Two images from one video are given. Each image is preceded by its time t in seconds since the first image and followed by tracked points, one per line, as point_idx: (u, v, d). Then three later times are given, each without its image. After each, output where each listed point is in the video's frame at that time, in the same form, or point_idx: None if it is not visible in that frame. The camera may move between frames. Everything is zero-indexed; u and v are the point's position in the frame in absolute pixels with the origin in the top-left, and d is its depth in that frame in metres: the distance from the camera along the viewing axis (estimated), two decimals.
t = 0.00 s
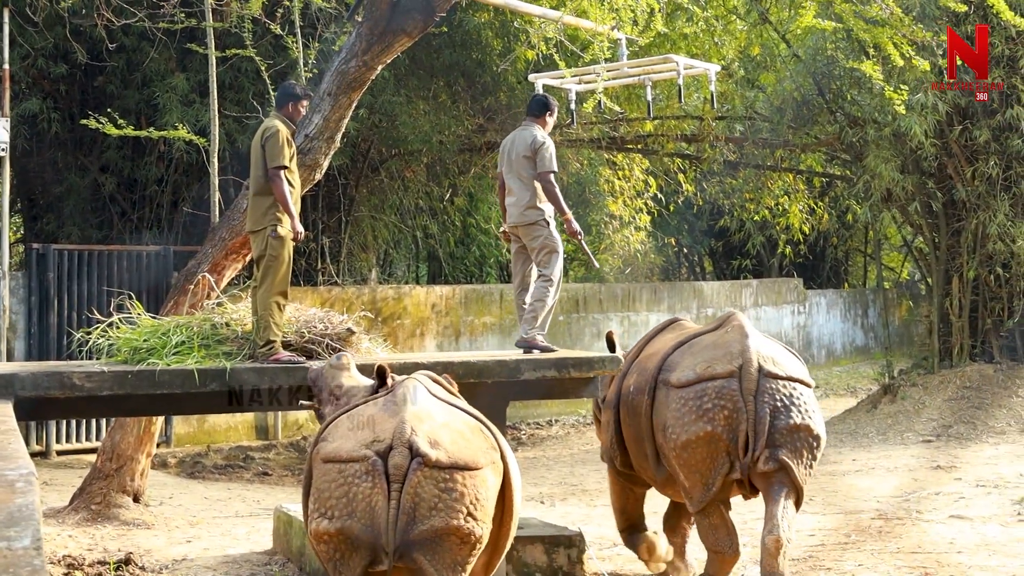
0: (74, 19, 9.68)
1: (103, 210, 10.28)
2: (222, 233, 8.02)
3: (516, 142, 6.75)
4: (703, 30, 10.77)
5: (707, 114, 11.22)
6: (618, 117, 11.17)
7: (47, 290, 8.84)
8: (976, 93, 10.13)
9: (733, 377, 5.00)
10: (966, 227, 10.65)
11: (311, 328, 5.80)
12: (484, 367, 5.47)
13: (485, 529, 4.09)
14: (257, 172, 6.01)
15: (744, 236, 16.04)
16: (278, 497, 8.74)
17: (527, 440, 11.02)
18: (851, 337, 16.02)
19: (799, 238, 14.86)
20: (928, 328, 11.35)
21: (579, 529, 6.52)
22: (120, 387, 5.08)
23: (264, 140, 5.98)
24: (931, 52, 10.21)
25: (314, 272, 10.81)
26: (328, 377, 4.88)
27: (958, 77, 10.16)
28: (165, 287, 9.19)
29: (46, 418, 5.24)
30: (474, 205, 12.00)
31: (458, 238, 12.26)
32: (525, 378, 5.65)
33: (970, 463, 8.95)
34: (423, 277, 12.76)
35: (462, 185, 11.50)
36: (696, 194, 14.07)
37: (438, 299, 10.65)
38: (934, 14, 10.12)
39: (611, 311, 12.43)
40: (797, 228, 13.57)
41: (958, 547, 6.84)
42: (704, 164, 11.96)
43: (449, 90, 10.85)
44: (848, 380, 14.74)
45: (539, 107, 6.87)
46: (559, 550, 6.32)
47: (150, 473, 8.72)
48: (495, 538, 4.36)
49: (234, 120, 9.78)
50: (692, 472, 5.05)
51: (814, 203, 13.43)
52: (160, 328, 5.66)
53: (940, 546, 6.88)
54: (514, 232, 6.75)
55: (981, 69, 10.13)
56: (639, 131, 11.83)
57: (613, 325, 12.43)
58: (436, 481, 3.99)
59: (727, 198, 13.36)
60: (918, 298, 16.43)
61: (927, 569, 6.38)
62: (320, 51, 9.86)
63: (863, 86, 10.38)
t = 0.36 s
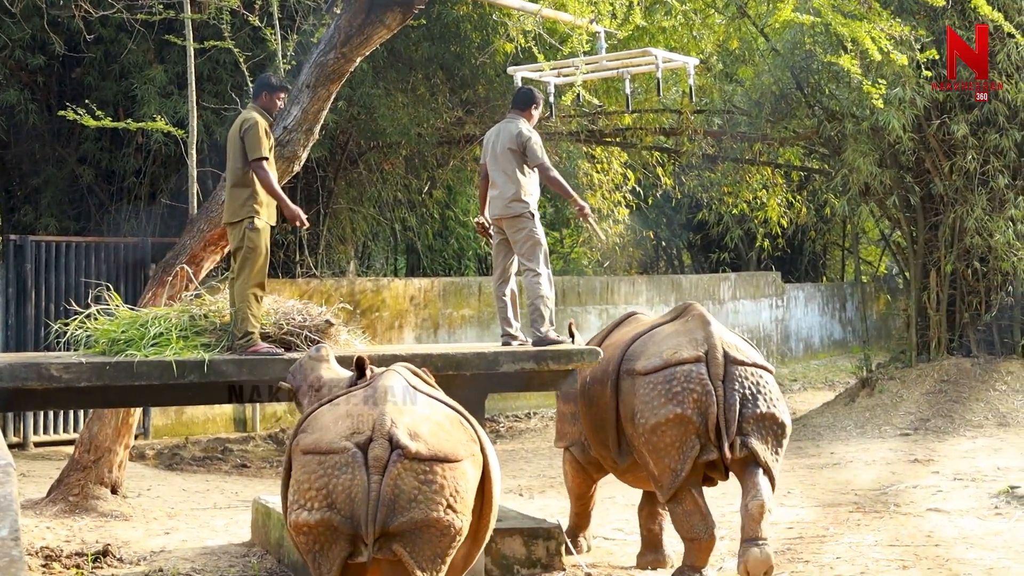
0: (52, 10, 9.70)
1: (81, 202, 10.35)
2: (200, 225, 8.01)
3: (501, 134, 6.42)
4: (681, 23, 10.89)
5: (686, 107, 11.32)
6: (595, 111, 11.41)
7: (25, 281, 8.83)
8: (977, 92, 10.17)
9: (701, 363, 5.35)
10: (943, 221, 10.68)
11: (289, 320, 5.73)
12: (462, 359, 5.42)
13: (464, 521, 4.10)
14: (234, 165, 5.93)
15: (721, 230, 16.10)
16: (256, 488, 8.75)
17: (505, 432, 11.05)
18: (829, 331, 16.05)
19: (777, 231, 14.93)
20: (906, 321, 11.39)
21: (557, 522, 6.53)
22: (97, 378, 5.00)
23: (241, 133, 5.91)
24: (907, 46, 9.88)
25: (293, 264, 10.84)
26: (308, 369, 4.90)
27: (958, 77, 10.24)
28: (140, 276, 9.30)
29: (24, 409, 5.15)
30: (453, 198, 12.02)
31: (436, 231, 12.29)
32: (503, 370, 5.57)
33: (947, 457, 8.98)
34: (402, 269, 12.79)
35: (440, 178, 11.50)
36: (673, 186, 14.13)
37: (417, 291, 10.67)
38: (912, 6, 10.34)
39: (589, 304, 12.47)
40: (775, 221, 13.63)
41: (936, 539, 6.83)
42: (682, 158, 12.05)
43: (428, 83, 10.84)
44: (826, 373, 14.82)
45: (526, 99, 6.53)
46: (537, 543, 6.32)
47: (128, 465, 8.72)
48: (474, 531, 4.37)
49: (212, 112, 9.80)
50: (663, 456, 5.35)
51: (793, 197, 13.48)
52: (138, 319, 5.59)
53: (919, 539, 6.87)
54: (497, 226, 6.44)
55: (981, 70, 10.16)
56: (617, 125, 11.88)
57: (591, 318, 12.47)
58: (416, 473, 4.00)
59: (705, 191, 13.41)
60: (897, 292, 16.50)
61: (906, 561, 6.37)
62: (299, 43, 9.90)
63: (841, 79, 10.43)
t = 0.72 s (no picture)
0: None
1: (82, 183, 10.37)
2: (203, 208, 8.00)
3: (518, 115, 6.35)
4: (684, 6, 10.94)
5: (688, 90, 11.34)
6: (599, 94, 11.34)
7: (27, 263, 8.84)
8: (976, 92, 10.21)
9: (693, 344, 5.73)
10: (946, 204, 10.66)
11: (291, 303, 5.69)
12: (464, 341, 5.43)
13: (465, 504, 4.09)
14: (239, 144, 5.83)
15: (724, 213, 16.09)
16: (258, 471, 8.76)
17: (507, 415, 11.07)
18: (830, 314, 16.03)
19: (779, 215, 14.93)
20: (908, 305, 11.40)
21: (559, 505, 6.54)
22: (100, 360, 5.00)
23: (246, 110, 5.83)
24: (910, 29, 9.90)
25: (295, 247, 10.83)
26: (313, 350, 4.88)
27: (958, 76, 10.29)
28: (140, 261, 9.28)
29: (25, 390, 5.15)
30: (454, 181, 12.01)
31: (438, 213, 12.29)
32: (505, 353, 5.58)
33: (948, 441, 8.98)
34: (403, 252, 12.81)
35: (443, 161, 11.51)
36: (676, 168, 14.13)
37: (419, 275, 10.67)
38: None
39: (591, 287, 12.47)
40: (777, 204, 13.64)
41: (937, 523, 6.82)
42: (685, 141, 12.07)
43: (430, 66, 10.81)
44: (828, 357, 14.84)
45: (538, 83, 6.51)
46: (539, 525, 6.35)
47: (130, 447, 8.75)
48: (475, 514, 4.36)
49: (214, 94, 9.79)
50: (657, 432, 5.71)
51: (795, 180, 13.48)
52: (140, 301, 5.56)
53: (920, 523, 6.86)
54: (509, 208, 6.37)
55: (981, 69, 10.23)
56: (619, 107, 11.91)
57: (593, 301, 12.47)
58: (417, 455, 3.99)
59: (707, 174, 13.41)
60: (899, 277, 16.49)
61: (906, 545, 6.33)
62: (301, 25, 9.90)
63: (845, 62, 10.42)
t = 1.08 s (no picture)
0: None
1: (86, 177, 10.38)
2: (206, 201, 8.00)
3: (527, 108, 6.35)
4: None
5: (691, 83, 11.35)
6: (602, 87, 11.36)
7: (31, 258, 8.85)
8: (977, 92, 10.17)
9: (694, 347, 5.86)
10: (949, 198, 10.66)
11: (294, 296, 5.64)
12: (467, 334, 5.44)
13: (468, 497, 4.08)
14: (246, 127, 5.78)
15: (727, 207, 16.10)
16: (261, 464, 8.76)
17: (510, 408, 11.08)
18: (835, 308, 16.05)
19: (783, 208, 14.95)
20: (911, 298, 11.41)
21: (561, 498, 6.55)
22: (103, 354, 5.00)
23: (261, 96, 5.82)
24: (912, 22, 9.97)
25: (298, 241, 10.84)
26: (320, 343, 4.88)
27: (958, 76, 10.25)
28: (145, 255, 9.33)
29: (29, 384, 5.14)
30: (457, 174, 12.02)
31: (441, 206, 12.29)
32: (509, 347, 5.59)
33: (951, 434, 8.98)
34: (407, 245, 12.83)
35: (446, 154, 11.52)
36: (679, 161, 14.14)
37: (422, 268, 10.66)
38: None
39: (595, 280, 12.45)
40: (781, 198, 13.66)
41: (940, 516, 6.80)
42: (688, 134, 12.09)
43: (433, 59, 10.79)
44: (832, 351, 14.87)
45: (546, 75, 6.51)
46: (542, 518, 6.34)
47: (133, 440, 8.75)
48: (478, 507, 4.35)
49: (218, 88, 9.79)
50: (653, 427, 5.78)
51: (798, 173, 13.51)
52: (144, 294, 5.52)
53: (923, 516, 6.85)
54: (518, 201, 6.37)
55: (981, 70, 10.16)
56: (622, 100, 11.92)
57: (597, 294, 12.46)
58: (419, 449, 3.98)
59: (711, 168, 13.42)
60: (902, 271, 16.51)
61: (909, 537, 6.32)
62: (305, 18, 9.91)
63: (847, 55, 10.44)
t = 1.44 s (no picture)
0: None
1: (110, 187, 10.47)
2: (229, 210, 8.00)
3: (551, 116, 6.34)
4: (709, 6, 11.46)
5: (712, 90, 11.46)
6: (624, 94, 11.45)
7: (55, 269, 8.91)
8: (976, 92, 10.25)
9: (711, 352, 5.91)
10: (972, 203, 10.67)
11: (318, 305, 5.59)
12: (491, 343, 5.40)
13: (494, 506, 3.96)
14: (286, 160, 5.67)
15: (749, 213, 16.16)
16: (286, 474, 8.77)
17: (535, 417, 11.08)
18: (857, 314, 16.30)
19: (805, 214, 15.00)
20: (935, 304, 11.41)
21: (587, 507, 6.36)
22: (129, 364, 4.95)
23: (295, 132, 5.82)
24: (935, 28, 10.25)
25: (321, 250, 10.88)
26: (350, 350, 4.87)
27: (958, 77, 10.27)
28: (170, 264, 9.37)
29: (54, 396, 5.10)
30: (480, 183, 12.07)
31: (465, 216, 12.33)
32: (533, 355, 5.59)
33: (978, 440, 8.95)
34: (430, 255, 12.88)
35: (468, 162, 11.60)
36: (700, 168, 14.24)
37: (445, 276, 10.67)
38: None
39: (618, 287, 12.40)
40: (803, 204, 13.73)
41: (967, 522, 6.72)
42: (709, 141, 12.19)
43: (455, 68, 10.87)
44: (854, 357, 14.86)
45: (571, 83, 6.51)
46: (567, 527, 6.16)
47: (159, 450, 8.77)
48: (503, 517, 4.22)
49: (240, 98, 9.88)
50: (663, 432, 5.87)
51: (821, 179, 13.58)
52: (168, 304, 5.44)
53: (948, 522, 6.75)
54: (542, 209, 6.35)
55: (981, 70, 10.23)
56: (644, 108, 12.01)
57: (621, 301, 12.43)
58: (443, 456, 3.86)
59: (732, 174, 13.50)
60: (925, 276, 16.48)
61: (936, 544, 6.23)
62: (327, 28, 10.00)
63: (869, 61, 10.54)
